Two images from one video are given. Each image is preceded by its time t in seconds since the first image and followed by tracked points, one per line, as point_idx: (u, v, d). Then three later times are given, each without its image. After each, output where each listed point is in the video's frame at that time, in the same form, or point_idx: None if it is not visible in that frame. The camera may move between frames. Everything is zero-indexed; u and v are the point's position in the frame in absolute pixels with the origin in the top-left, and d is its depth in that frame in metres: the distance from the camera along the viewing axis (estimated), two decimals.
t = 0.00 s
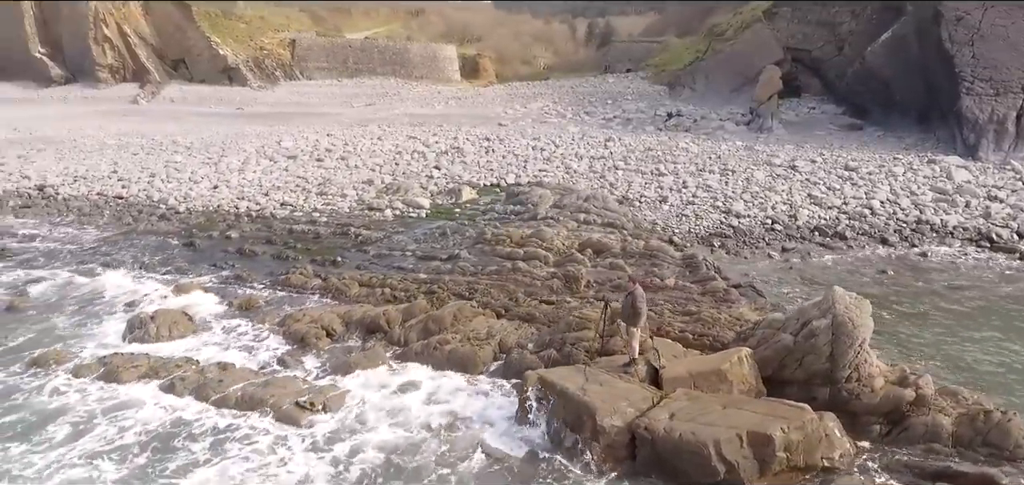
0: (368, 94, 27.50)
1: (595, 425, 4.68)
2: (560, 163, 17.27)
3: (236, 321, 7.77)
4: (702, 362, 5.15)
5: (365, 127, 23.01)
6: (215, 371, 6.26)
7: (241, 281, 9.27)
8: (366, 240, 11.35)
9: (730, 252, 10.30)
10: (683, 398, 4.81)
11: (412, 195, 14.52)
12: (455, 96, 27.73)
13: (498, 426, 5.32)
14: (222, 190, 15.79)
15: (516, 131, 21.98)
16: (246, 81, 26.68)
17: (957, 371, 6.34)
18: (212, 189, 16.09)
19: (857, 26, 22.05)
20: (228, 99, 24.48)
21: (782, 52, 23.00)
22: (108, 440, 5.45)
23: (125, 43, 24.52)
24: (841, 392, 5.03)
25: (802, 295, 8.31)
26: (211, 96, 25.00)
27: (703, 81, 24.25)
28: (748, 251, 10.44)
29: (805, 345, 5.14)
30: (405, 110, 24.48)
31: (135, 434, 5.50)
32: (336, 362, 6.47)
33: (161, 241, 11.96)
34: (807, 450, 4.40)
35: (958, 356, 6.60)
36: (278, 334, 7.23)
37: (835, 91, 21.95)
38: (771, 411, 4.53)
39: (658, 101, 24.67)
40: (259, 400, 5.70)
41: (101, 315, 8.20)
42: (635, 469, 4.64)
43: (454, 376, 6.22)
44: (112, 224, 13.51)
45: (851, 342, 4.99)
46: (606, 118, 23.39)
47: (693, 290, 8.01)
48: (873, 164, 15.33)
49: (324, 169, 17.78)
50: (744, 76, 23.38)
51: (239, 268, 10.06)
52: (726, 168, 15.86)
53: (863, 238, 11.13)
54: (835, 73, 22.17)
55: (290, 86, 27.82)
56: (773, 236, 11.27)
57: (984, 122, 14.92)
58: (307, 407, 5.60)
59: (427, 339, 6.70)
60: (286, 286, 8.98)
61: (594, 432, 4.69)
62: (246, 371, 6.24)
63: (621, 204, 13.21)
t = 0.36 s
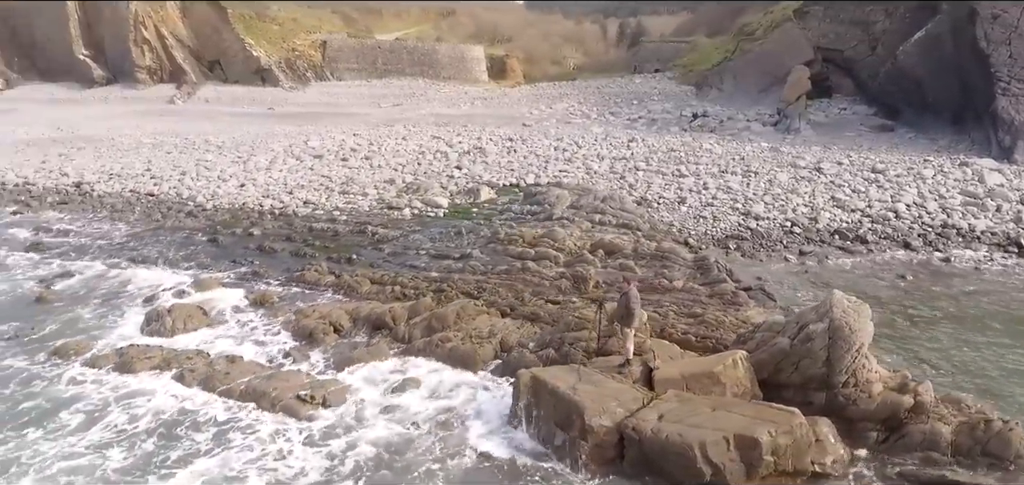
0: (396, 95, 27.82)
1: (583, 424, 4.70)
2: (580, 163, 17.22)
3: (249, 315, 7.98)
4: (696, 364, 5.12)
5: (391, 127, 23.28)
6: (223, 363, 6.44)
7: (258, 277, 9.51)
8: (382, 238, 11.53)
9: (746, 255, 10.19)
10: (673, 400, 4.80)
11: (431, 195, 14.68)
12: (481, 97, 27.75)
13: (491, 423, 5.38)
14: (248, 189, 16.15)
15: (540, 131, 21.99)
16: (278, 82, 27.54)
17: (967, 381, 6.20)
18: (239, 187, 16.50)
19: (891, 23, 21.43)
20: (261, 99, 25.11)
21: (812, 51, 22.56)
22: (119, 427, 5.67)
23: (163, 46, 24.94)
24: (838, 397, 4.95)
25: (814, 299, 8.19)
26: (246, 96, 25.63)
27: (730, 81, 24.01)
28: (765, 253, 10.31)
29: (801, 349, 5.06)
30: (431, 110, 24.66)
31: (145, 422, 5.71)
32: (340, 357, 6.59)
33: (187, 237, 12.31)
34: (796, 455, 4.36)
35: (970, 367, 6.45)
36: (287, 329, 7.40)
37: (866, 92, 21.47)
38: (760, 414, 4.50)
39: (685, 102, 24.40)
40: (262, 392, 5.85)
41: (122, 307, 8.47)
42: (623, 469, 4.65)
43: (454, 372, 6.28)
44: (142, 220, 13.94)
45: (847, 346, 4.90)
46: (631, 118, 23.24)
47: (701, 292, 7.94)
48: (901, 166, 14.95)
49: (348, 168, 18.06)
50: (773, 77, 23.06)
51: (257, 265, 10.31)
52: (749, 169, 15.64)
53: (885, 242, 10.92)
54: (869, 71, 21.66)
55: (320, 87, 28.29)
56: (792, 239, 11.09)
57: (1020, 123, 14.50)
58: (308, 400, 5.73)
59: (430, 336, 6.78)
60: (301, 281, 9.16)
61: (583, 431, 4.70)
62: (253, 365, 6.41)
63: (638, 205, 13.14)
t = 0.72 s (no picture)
0: (422, 95, 27.35)
1: (572, 423, 4.72)
2: (601, 164, 17.15)
3: (261, 310, 8.18)
4: (689, 366, 5.10)
5: (415, 127, 23.44)
6: (231, 355, 6.63)
7: (274, 274, 9.73)
8: (398, 237, 11.68)
9: (760, 258, 10.06)
10: (663, 401, 4.79)
11: (450, 194, 14.80)
12: (506, 97, 26.86)
13: (486, 421, 5.43)
14: (273, 187, 16.48)
15: (562, 132, 21.94)
16: (308, 82, 27.22)
17: (978, 390, 6.04)
18: (264, 186, 16.85)
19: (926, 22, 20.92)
20: (292, 100, 25.34)
21: (843, 51, 22.06)
22: (129, 416, 5.86)
23: (199, 47, 26.49)
24: (833, 402, 4.89)
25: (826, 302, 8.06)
26: (276, 96, 25.83)
27: (758, 81, 23.43)
28: (780, 256, 10.15)
29: (795, 352, 5.01)
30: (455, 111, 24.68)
31: (153, 412, 5.90)
32: (344, 352, 6.72)
33: (210, 234, 12.63)
34: (783, 459, 4.32)
35: (980, 375, 6.30)
36: (295, 323, 7.56)
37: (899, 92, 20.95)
38: (748, 417, 4.46)
39: (711, 102, 23.86)
40: (266, 385, 6.01)
41: (141, 299, 8.77)
42: (611, 468, 4.67)
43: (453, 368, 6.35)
44: (170, 217, 14.36)
45: (842, 350, 4.85)
46: (655, 119, 22.96)
47: (709, 294, 7.87)
48: (930, 169, 14.57)
49: (371, 167, 18.28)
50: (802, 77, 22.58)
51: (275, 261, 10.55)
52: (772, 171, 15.40)
53: (906, 247, 10.68)
54: (902, 71, 21.08)
55: (349, 86, 27.99)
56: (809, 241, 10.90)
57: None
58: (309, 394, 5.87)
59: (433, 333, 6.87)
60: (314, 278, 9.36)
61: (571, 430, 4.72)
62: (260, 358, 6.58)
63: (655, 206, 13.06)
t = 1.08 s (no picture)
0: (449, 96, 26.68)
1: (560, 421, 4.74)
2: (621, 164, 17.03)
3: (273, 305, 8.37)
4: (681, 367, 5.08)
5: (439, 127, 23.48)
6: (238, 349, 6.79)
7: (289, 270, 9.94)
8: (413, 235, 11.80)
9: (775, 260, 9.90)
10: (652, 401, 4.78)
11: (469, 194, 14.90)
12: (531, 97, 26.31)
13: (481, 423, 5.45)
14: (296, 186, 16.78)
15: (585, 133, 21.80)
16: (336, 83, 26.60)
17: (987, 398, 5.91)
18: (287, 185, 17.14)
19: (964, 22, 20.45)
20: (321, 100, 25.40)
21: (873, 51, 21.14)
22: (139, 404, 6.08)
23: (232, 48, 26.78)
24: (827, 406, 4.84)
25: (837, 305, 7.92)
26: (305, 97, 25.66)
27: (786, 81, 22.64)
28: (796, 259, 9.97)
29: (788, 356, 4.99)
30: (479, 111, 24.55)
31: (161, 401, 6.09)
32: (348, 348, 6.84)
33: (233, 231, 12.94)
34: (768, 462, 4.29)
35: (991, 384, 6.15)
36: (303, 318, 7.72)
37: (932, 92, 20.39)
38: (734, 419, 4.43)
39: (737, 102, 23.15)
40: (269, 379, 6.16)
41: (161, 292, 9.05)
42: (598, 467, 4.68)
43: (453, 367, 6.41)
44: (196, 215, 14.74)
45: (836, 355, 4.80)
46: (678, 120, 22.44)
47: (715, 296, 7.81)
48: (959, 172, 14.20)
49: (393, 167, 18.45)
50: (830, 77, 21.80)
51: (292, 258, 10.77)
52: (795, 173, 15.12)
53: (928, 251, 10.43)
54: (936, 70, 20.51)
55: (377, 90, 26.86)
56: (827, 244, 10.70)
57: None
58: (310, 388, 6.00)
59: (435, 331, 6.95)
60: (328, 275, 9.53)
61: (559, 428, 4.75)
62: (266, 352, 6.74)
63: (672, 207, 12.94)
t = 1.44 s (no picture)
0: (474, 96, 26.85)
1: (548, 419, 4.78)
2: (640, 165, 16.93)
3: (285, 300, 8.56)
4: (673, 368, 5.07)
5: (462, 127, 23.55)
6: (246, 343, 6.97)
7: (304, 267, 10.14)
8: (427, 234, 11.94)
9: (788, 262, 9.75)
10: (640, 401, 4.78)
11: (486, 194, 14.98)
12: (555, 97, 26.39)
13: (476, 420, 5.49)
14: (318, 185, 17.06)
15: (607, 133, 21.70)
16: (364, 83, 26.70)
17: (994, 406, 5.77)
18: (310, 183, 17.45)
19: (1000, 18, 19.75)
20: (348, 100, 25.73)
21: (905, 51, 20.54)
22: (147, 393, 6.29)
23: (264, 49, 27.06)
24: (820, 411, 4.78)
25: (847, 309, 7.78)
26: (333, 98, 25.93)
27: (814, 81, 22.24)
28: (811, 262, 9.81)
29: (780, 359, 4.98)
30: (502, 111, 24.50)
31: (168, 392, 6.30)
32: (351, 344, 6.97)
33: (254, 228, 13.22)
34: (752, 465, 4.25)
35: (1000, 392, 6.00)
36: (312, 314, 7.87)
37: (967, 92, 19.79)
38: (720, 422, 4.41)
39: (764, 102, 22.82)
40: (273, 373, 6.32)
41: (178, 286, 9.32)
42: (585, 466, 4.70)
43: (452, 363, 6.50)
44: (220, 212, 15.13)
45: (827, 358, 4.75)
46: (702, 120, 22.21)
47: (722, 298, 7.74)
48: (989, 175, 13.79)
49: (414, 167, 18.63)
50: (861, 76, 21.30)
51: (307, 256, 10.98)
52: (817, 174, 14.86)
53: (949, 255, 10.18)
54: (970, 70, 19.61)
55: (404, 91, 26.89)
56: (844, 247, 10.50)
57: None
58: (312, 381, 6.14)
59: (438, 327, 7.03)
60: (339, 272, 9.69)
61: (547, 426, 4.78)
62: (273, 346, 6.89)
63: (688, 209, 12.83)
